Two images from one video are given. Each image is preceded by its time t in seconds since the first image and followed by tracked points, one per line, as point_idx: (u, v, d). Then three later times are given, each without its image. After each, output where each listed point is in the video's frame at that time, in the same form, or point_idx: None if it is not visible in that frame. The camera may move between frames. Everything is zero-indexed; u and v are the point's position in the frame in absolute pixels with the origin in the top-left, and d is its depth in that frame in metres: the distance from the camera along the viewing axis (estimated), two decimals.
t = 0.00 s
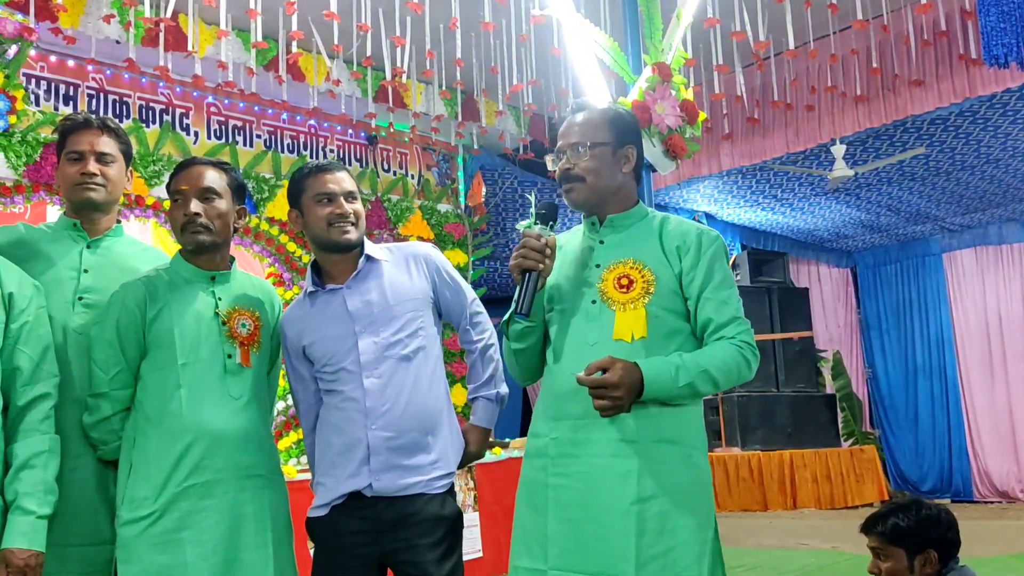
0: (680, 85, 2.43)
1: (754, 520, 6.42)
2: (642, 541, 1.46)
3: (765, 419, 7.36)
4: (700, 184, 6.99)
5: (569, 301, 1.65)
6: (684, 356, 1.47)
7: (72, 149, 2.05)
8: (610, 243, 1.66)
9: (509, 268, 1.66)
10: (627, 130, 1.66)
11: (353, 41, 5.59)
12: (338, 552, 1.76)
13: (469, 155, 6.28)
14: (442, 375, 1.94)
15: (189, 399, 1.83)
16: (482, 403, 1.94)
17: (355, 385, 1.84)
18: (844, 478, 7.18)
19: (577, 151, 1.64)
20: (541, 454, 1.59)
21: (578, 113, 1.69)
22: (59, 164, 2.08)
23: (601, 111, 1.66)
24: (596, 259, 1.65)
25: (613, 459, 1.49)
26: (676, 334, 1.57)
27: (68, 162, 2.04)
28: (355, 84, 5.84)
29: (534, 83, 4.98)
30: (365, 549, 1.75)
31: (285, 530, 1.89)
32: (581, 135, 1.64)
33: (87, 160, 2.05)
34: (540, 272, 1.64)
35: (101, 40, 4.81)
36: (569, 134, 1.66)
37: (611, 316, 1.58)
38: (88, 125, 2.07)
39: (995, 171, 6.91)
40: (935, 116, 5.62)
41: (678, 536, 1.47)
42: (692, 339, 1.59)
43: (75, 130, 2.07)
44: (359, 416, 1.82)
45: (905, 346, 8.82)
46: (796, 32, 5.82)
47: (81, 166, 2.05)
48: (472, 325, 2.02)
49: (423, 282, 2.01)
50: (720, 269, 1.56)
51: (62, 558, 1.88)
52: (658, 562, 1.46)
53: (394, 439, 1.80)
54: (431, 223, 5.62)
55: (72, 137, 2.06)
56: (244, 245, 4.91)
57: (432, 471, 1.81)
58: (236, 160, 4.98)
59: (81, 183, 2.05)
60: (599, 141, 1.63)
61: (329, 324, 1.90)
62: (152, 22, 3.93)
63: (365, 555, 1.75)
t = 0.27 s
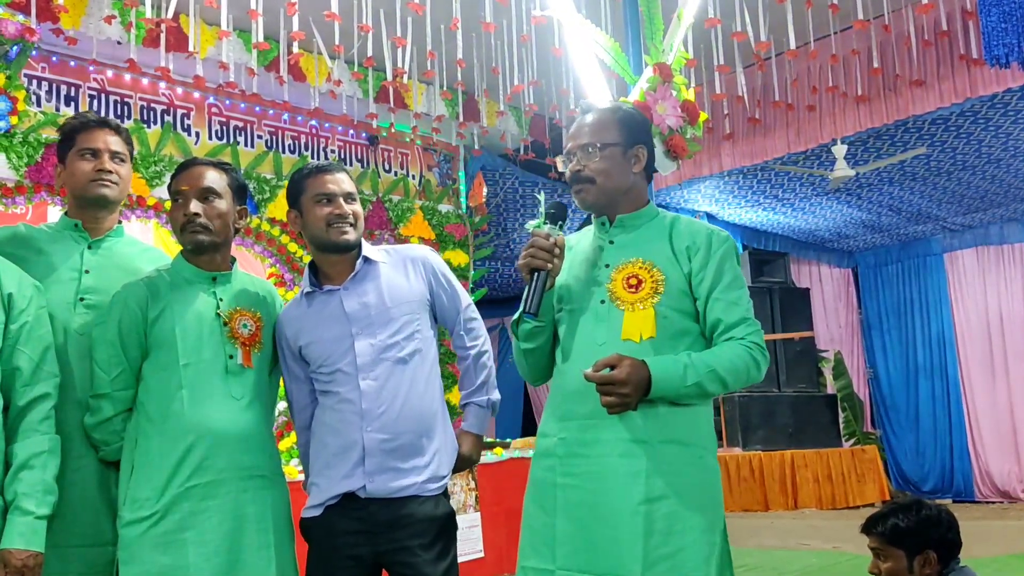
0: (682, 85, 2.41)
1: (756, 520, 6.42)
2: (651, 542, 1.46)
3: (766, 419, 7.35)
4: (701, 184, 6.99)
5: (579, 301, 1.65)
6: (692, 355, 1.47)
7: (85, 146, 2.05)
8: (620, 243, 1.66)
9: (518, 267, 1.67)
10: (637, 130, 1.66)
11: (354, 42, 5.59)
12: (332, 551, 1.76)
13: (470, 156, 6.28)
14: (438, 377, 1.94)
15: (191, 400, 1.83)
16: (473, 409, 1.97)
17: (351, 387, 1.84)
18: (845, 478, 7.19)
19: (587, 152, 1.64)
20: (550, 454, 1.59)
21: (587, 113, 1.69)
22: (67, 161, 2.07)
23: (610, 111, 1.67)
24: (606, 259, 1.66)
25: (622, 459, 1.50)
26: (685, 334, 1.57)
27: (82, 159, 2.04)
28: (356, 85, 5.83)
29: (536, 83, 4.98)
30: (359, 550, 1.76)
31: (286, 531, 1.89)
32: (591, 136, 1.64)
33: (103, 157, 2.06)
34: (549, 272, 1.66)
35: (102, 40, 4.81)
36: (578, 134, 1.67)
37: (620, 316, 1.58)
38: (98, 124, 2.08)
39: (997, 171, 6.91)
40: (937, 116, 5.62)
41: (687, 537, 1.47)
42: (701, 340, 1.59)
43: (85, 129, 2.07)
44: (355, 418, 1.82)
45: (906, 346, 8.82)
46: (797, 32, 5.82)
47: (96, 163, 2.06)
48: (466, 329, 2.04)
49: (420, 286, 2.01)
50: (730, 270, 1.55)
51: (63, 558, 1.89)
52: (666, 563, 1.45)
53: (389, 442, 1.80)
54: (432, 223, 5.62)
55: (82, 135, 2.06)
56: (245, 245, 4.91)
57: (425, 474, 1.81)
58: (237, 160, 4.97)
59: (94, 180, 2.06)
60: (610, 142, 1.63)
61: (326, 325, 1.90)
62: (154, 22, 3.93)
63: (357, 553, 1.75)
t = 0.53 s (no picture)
0: (682, 85, 2.41)
1: (758, 521, 6.41)
2: (657, 542, 1.45)
3: (767, 419, 7.35)
4: (702, 184, 6.98)
5: (585, 301, 1.65)
6: (699, 350, 1.48)
7: (95, 143, 2.08)
8: (626, 244, 1.66)
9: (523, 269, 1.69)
10: (643, 132, 1.67)
11: (354, 43, 5.59)
12: (326, 549, 1.76)
13: (470, 156, 6.28)
14: (434, 381, 1.94)
15: (191, 401, 1.83)
16: (466, 414, 1.97)
17: (347, 389, 1.84)
18: (847, 478, 7.18)
19: (595, 154, 1.64)
20: (556, 454, 1.59)
21: (593, 114, 1.70)
22: (73, 159, 2.08)
23: (617, 112, 1.66)
24: (611, 259, 1.66)
25: (627, 459, 1.49)
26: (691, 334, 1.57)
27: (93, 155, 2.07)
28: (356, 85, 5.83)
29: (536, 83, 4.98)
30: (354, 550, 1.75)
31: (287, 531, 1.89)
32: (597, 138, 1.64)
33: (112, 154, 2.09)
34: (554, 273, 1.68)
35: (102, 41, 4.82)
36: (585, 136, 1.66)
37: (626, 316, 1.58)
38: (102, 124, 2.12)
39: (997, 171, 6.91)
40: (937, 116, 5.62)
41: (693, 538, 1.47)
42: (706, 340, 1.59)
43: (90, 129, 2.10)
44: (350, 420, 1.82)
45: (906, 346, 8.82)
46: (797, 32, 5.81)
47: (106, 159, 2.09)
48: (462, 335, 2.04)
49: (420, 289, 2.01)
50: (736, 269, 1.55)
51: (64, 559, 1.89)
52: (672, 564, 1.45)
53: (385, 444, 1.80)
54: (432, 223, 5.62)
55: (89, 134, 2.09)
56: (245, 246, 4.92)
57: (418, 477, 1.81)
58: (237, 161, 4.96)
59: (105, 176, 2.08)
60: (617, 143, 1.63)
61: (325, 327, 1.90)
62: (154, 22, 3.93)
63: (350, 553, 1.75)
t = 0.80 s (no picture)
0: (682, 84, 2.42)
1: (759, 521, 6.40)
2: (659, 542, 1.45)
3: (768, 419, 7.35)
4: (702, 184, 6.98)
5: (586, 301, 1.65)
6: (703, 342, 1.49)
7: (95, 142, 2.09)
8: (627, 244, 1.66)
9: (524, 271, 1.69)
10: (645, 131, 1.67)
11: (354, 43, 5.59)
12: (332, 549, 1.76)
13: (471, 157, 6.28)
14: (440, 383, 1.94)
15: (192, 401, 1.83)
16: (471, 420, 2.00)
17: (354, 388, 1.84)
18: (848, 478, 7.18)
19: (595, 148, 1.65)
20: (558, 455, 1.59)
21: (595, 112, 1.71)
22: (74, 159, 2.08)
23: (618, 109, 1.68)
24: (612, 259, 1.66)
25: (630, 460, 1.49)
26: (692, 334, 1.57)
27: (94, 154, 2.07)
28: (357, 86, 5.82)
29: (537, 84, 4.97)
30: (358, 549, 1.75)
31: (288, 531, 1.89)
32: (599, 133, 1.65)
33: (113, 153, 2.11)
34: (555, 274, 1.68)
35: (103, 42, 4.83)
36: (588, 131, 1.68)
37: (627, 316, 1.58)
38: (100, 124, 2.13)
39: (998, 171, 6.90)
40: (938, 116, 5.62)
41: (696, 539, 1.47)
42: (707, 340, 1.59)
43: (88, 129, 2.11)
44: (355, 420, 1.82)
45: (908, 346, 8.81)
46: (797, 32, 5.81)
47: (107, 157, 2.10)
48: (471, 339, 2.06)
49: (431, 292, 2.01)
50: (737, 268, 1.56)
51: (64, 559, 1.88)
52: (675, 564, 1.45)
53: (390, 445, 1.80)
54: (433, 223, 5.61)
55: (89, 133, 2.10)
56: (246, 246, 4.93)
57: (424, 477, 1.81)
58: (237, 162, 4.96)
59: (107, 174, 2.08)
60: (618, 139, 1.64)
61: (333, 326, 1.90)
62: (155, 22, 3.93)
63: (355, 553, 1.75)
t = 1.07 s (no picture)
0: (682, 85, 2.43)
1: (760, 521, 6.40)
2: (659, 542, 1.46)
3: (769, 419, 7.35)
4: (703, 184, 6.98)
5: (585, 301, 1.65)
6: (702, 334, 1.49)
7: (92, 145, 2.09)
8: (626, 245, 1.65)
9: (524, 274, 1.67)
10: (644, 131, 1.69)
11: (355, 44, 5.60)
12: (343, 549, 1.75)
13: (472, 158, 6.29)
14: (450, 382, 1.94)
15: (193, 402, 1.84)
16: (484, 420, 2.03)
17: (366, 385, 1.84)
18: (849, 478, 7.18)
19: (596, 147, 1.65)
20: (557, 455, 1.59)
21: (595, 112, 1.71)
22: (72, 162, 2.08)
23: (618, 110, 1.68)
24: (611, 260, 1.65)
25: (631, 459, 1.50)
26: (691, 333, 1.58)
27: (92, 157, 2.07)
28: (358, 87, 5.83)
29: (537, 85, 4.98)
30: (365, 550, 1.75)
31: (288, 532, 1.90)
32: (599, 132, 1.66)
33: (110, 155, 2.10)
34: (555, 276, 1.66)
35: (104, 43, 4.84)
36: (587, 131, 1.68)
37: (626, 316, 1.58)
38: (97, 125, 2.13)
39: (999, 171, 6.91)
40: (938, 116, 5.62)
41: (697, 538, 1.46)
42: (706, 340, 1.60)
43: (86, 131, 2.11)
44: (367, 418, 1.82)
45: (909, 346, 8.81)
46: (798, 32, 5.82)
47: (105, 160, 2.09)
48: (485, 342, 2.09)
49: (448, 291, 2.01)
50: (735, 268, 1.56)
51: (65, 560, 1.88)
52: (675, 563, 1.45)
53: (401, 443, 1.80)
54: (434, 224, 5.64)
55: (86, 135, 2.10)
56: (248, 247, 4.95)
57: (436, 477, 1.80)
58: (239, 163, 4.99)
59: (105, 177, 2.08)
60: (619, 138, 1.65)
61: (347, 323, 1.90)
62: (156, 23, 3.93)
63: (365, 555, 1.75)
